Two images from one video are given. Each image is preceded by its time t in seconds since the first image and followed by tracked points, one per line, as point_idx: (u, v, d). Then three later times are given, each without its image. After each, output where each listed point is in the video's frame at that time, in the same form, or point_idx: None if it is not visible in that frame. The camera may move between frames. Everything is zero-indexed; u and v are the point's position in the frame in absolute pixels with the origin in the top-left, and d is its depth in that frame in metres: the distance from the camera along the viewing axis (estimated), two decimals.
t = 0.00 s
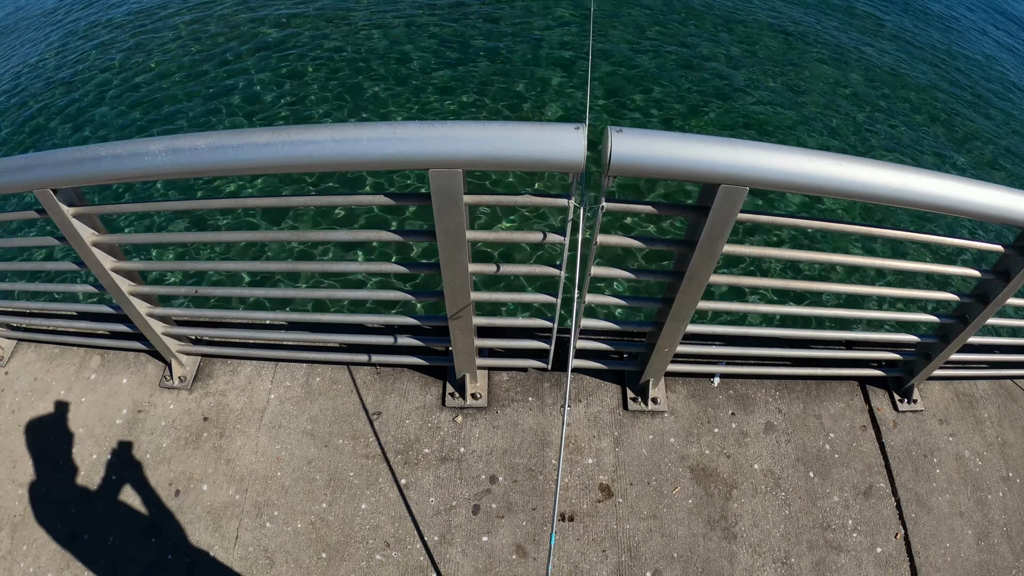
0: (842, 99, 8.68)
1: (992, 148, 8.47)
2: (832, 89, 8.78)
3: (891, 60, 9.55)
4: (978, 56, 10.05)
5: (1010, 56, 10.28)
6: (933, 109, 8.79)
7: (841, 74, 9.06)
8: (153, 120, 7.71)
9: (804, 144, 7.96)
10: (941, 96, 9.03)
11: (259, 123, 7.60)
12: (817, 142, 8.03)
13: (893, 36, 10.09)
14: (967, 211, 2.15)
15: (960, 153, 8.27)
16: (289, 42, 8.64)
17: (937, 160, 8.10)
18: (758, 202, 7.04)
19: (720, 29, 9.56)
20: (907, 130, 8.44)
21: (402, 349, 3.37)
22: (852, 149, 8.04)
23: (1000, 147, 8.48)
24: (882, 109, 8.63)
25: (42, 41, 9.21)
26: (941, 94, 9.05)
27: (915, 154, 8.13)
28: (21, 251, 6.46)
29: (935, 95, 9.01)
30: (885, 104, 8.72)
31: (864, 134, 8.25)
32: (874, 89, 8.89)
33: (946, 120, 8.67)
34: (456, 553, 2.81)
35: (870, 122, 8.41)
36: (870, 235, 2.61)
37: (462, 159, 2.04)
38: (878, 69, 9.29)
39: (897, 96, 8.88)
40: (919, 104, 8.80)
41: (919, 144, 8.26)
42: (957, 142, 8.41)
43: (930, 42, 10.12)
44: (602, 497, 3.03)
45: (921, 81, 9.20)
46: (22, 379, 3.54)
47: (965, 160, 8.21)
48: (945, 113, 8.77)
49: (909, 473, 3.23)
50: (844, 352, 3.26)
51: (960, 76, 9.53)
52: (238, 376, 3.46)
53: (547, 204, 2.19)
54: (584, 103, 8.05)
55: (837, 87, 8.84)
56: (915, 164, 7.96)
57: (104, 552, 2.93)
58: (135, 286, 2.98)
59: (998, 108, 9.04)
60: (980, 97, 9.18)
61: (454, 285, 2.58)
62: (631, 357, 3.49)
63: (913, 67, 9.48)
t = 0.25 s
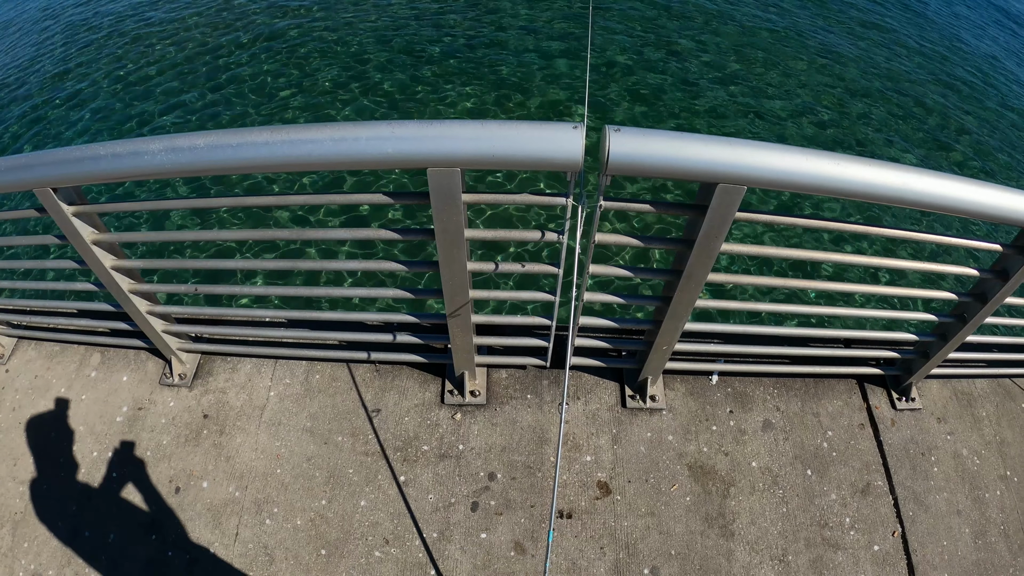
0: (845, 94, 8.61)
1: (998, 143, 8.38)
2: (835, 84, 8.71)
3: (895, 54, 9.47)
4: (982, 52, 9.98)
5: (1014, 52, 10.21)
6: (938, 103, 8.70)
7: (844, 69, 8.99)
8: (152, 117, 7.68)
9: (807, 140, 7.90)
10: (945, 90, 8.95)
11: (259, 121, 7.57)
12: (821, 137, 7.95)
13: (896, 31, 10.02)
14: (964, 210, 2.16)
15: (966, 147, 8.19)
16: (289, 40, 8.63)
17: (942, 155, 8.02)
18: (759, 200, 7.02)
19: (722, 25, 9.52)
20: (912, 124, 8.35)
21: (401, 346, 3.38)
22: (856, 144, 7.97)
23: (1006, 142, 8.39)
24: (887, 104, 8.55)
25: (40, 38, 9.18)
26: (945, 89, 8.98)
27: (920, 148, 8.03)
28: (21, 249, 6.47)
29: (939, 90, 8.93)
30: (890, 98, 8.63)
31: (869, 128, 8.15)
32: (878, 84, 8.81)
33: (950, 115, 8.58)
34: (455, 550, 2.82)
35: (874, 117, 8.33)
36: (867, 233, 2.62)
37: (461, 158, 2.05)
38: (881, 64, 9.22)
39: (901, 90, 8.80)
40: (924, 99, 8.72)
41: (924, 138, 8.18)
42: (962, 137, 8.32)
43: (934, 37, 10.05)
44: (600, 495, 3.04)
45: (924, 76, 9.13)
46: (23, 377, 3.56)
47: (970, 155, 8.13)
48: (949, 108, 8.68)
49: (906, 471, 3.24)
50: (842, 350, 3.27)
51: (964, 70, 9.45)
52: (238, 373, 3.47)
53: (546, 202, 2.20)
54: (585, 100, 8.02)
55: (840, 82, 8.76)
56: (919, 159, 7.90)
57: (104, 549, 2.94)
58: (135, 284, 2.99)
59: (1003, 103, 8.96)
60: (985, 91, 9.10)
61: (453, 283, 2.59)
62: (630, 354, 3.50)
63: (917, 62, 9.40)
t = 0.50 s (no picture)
0: (848, 89, 8.56)
1: (1001, 138, 8.33)
2: (837, 80, 8.66)
3: (897, 50, 9.42)
4: (985, 47, 9.93)
5: (1016, 47, 10.16)
6: (941, 99, 8.65)
7: (847, 65, 8.94)
8: (151, 112, 7.64)
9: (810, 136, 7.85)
10: (948, 86, 8.90)
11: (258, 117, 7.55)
12: (823, 133, 7.90)
13: (898, 27, 9.96)
14: (964, 207, 2.15)
15: (969, 143, 8.14)
16: (289, 37, 8.60)
17: (944, 152, 7.98)
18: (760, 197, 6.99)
19: (723, 21, 9.48)
20: (915, 120, 8.30)
21: (401, 343, 3.38)
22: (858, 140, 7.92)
23: (1010, 138, 8.34)
24: (890, 100, 8.49)
25: (38, 33, 9.13)
26: (948, 84, 8.92)
27: (923, 145, 7.99)
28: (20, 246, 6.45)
29: (942, 86, 8.87)
30: (893, 94, 8.58)
31: (872, 124, 8.11)
32: (881, 79, 8.76)
33: (953, 111, 8.54)
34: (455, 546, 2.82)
35: (876, 112, 8.28)
36: (868, 230, 2.61)
37: (460, 154, 2.05)
38: (884, 59, 9.15)
39: (904, 86, 8.74)
40: (926, 94, 8.67)
41: (926, 134, 8.13)
42: (964, 134, 8.28)
43: (936, 32, 9.99)
44: (600, 491, 3.04)
45: (927, 72, 9.08)
46: (23, 374, 3.55)
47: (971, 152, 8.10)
48: (952, 103, 8.63)
49: (906, 468, 3.24)
50: (842, 347, 3.27)
51: (967, 65, 9.39)
52: (237, 370, 3.47)
53: (545, 198, 2.20)
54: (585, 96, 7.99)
55: (842, 77, 8.70)
56: (921, 156, 7.86)
57: (104, 546, 2.94)
58: (135, 281, 2.99)
59: (1006, 99, 8.91)
60: (988, 87, 9.05)
61: (453, 279, 2.59)
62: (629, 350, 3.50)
63: (920, 58, 9.34)
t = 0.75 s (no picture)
0: (850, 86, 8.54)
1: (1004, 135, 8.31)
2: (838, 77, 8.65)
3: (898, 46, 9.40)
4: (986, 44, 9.90)
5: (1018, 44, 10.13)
6: (943, 95, 8.63)
7: (848, 62, 8.92)
8: (151, 110, 7.64)
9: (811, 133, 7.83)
10: (950, 83, 8.88)
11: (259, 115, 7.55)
12: (824, 130, 7.89)
13: (899, 23, 9.93)
14: (962, 206, 2.16)
15: (971, 139, 8.12)
16: (289, 34, 8.59)
17: (946, 148, 7.96)
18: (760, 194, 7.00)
19: (723, 18, 9.46)
20: (916, 116, 8.28)
21: (402, 339, 3.39)
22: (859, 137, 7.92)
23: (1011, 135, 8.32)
24: (892, 96, 8.47)
25: (38, 31, 9.13)
26: (950, 81, 8.90)
27: (924, 141, 7.97)
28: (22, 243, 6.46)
29: (944, 82, 8.85)
30: (894, 90, 8.56)
31: (873, 121, 8.09)
32: (882, 76, 8.74)
33: (954, 108, 8.52)
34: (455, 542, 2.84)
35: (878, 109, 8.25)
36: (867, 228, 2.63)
37: (462, 152, 2.07)
38: (886, 56, 9.13)
39: (906, 83, 8.73)
40: (928, 91, 8.65)
41: (928, 131, 8.11)
42: (967, 130, 8.26)
43: (938, 29, 9.96)
44: (600, 487, 3.06)
45: (929, 69, 9.06)
46: (25, 371, 3.57)
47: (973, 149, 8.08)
48: (954, 100, 8.61)
49: (904, 465, 3.26)
50: (841, 344, 3.28)
51: (970, 62, 9.36)
52: (239, 367, 3.49)
53: (546, 195, 2.21)
54: (586, 94, 7.99)
55: (844, 75, 8.69)
56: (923, 152, 7.84)
57: (107, 542, 2.96)
58: (137, 278, 3.01)
59: (1008, 95, 8.89)
60: (990, 84, 9.03)
61: (454, 276, 2.60)
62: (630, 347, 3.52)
63: (921, 54, 9.32)
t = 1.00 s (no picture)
0: (851, 83, 8.51)
1: (1006, 132, 8.29)
2: (840, 73, 8.62)
3: (900, 42, 9.36)
4: (988, 40, 9.86)
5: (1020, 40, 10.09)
6: (944, 92, 8.60)
7: (850, 59, 8.89)
8: (150, 107, 7.62)
9: (812, 129, 7.81)
10: (952, 79, 8.86)
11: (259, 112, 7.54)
12: (825, 127, 7.88)
13: (901, 19, 9.90)
14: (961, 203, 2.16)
15: (973, 136, 8.09)
16: (288, 30, 8.57)
17: (947, 145, 7.94)
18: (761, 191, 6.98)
19: (724, 13, 9.43)
20: (918, 113, 8.25)
21: (403, 335, 3.40)
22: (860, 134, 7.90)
23: (1013, 131, 8.30)
24: (893, 93, 8.45)
25: (37, 27, 9.09)
26: (952, 78, 8.87)
27: (926, 138, 7.95)
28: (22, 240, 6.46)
29: (946, 79, 8.82)
30: (896, 87, 8.54)
31: (874, 118, 8.08)
32: (884, 73, 8.71)
33: (955, 104, 8.49)
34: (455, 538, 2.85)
35: (879, 106, 8.23)
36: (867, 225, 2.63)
37: (461, 148, 2.07)
38: (888, 53, 9.10)
39: (907, 79, 8.70)
40: (930, 87, 8.62)
41: (929, 128, 8.09)
42: (969, 127, 8.24)
43: (939, 25, 9.93)
44: (600, 483, 3.07)
45: (931, 66, 9.03)
46: (26, 368, 3.57)
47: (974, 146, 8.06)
48: (956, 97, 8.59)
49: (903, 462, 3.27)
50: (840, 341, 3.28)
51: (972, 59, 9.34)
52: (239, 362, 3.49)
53: (546, 191, 2.22)
54: (586, 91, 7.98)
55: (845, 71, 8.66)
56: (924, 149, 7.83)
57: (108, 538, 2.97)
58: (138, 274, 3.01)
59: (1010, 93, 8.86)
60: (991, 81, 9.01)
61: (454, 272, 2.61)
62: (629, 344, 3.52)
63: (923, 51, 9.28)
